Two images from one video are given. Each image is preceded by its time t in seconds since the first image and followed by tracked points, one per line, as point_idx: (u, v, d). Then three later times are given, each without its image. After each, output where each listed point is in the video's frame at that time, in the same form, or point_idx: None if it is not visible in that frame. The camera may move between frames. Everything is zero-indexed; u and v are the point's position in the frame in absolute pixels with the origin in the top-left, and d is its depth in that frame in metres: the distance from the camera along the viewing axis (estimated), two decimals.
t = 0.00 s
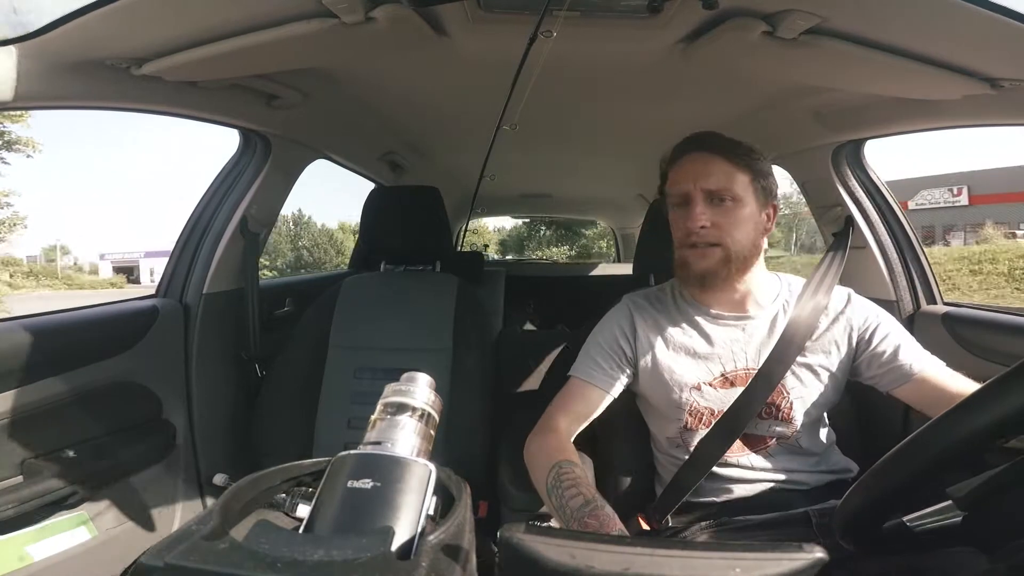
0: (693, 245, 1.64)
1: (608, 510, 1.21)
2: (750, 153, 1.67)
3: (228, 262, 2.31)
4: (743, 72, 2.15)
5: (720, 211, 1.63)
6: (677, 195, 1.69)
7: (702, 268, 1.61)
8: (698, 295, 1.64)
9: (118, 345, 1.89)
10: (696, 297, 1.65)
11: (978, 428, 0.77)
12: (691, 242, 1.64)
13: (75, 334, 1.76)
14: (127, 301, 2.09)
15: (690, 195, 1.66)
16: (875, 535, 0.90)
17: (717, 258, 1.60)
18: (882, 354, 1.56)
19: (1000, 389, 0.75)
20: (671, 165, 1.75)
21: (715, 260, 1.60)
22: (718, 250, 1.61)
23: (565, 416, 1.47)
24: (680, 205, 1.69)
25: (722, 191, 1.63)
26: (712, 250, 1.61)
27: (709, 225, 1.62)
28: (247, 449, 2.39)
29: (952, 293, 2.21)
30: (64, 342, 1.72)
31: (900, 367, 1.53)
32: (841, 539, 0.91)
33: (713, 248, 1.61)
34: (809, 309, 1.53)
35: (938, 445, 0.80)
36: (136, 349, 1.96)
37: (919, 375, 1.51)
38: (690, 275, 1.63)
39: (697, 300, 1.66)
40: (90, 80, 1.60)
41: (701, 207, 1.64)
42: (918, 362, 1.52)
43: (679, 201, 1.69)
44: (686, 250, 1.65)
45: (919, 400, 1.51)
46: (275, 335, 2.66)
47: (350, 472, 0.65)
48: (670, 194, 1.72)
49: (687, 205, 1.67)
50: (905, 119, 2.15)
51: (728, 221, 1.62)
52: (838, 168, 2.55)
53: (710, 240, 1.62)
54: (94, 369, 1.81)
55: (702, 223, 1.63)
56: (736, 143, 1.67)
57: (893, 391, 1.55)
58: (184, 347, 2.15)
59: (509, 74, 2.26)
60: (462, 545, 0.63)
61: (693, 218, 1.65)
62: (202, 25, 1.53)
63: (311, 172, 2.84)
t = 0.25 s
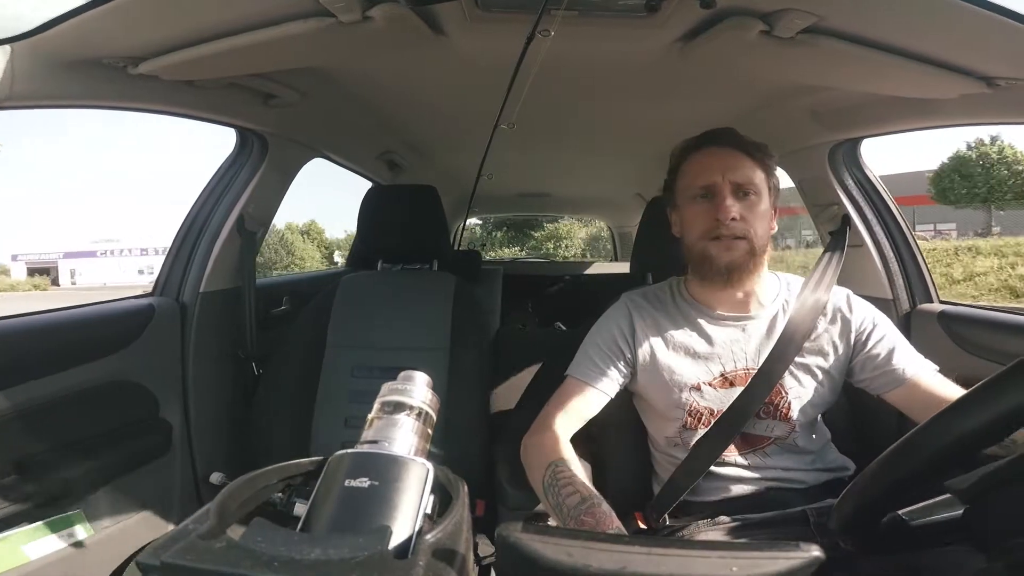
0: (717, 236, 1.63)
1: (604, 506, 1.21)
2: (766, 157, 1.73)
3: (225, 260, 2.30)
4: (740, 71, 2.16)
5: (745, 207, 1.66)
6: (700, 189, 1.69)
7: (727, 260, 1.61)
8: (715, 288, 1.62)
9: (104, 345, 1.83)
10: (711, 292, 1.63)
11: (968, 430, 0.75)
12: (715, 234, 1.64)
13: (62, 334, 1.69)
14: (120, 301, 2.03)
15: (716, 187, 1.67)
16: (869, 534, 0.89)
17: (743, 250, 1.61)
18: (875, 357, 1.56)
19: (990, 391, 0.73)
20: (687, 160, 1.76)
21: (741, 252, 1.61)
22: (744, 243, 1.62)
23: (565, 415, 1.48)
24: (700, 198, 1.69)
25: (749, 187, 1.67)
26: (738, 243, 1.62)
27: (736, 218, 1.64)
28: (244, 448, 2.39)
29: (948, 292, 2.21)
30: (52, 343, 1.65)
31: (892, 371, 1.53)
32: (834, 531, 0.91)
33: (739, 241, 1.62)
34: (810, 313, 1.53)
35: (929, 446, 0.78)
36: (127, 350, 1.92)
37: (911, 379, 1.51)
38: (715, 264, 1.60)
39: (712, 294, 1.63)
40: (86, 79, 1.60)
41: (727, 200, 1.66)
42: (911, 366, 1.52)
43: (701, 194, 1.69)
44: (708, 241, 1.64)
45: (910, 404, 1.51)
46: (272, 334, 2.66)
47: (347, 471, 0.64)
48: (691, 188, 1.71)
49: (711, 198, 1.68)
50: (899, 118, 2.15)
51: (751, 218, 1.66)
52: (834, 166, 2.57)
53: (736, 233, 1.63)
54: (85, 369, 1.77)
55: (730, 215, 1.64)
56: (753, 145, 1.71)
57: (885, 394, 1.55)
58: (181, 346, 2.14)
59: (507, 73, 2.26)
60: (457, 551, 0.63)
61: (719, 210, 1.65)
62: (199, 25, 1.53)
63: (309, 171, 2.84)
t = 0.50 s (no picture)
0: (730, 228, 1.63)
1: (597, 504, 1.21)
2: (778, 154, 1.73)
3: (220, 259, 2.29)
4: (736, 69, 2.16)
5: (759, 200, 1.65)
6: (716, 179, 1.69)
7: (738, 252, 1.60)
8: (723, 281, 1.61)
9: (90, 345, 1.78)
10: (718, 285, 1.62)
11: (967, 428, 0.76)
12: (728, 226, 1.63)
13: (50, 335, 1.66)
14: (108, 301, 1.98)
15: (733, 179, 1.67)
16: (864, 535, 0.88)
17: (754, 244, 1.61)
18: (874, 361, 1.56)
19: (989, 389, 0.75)
20: (702, 151, 1.75)
21: (752, 246, 1.61)
22: (756, 237, 1.62)
23: (561, 412, 1.48)
24: (715, 188, 1.68)
25: (763, 182, 1.67)
26: (750, 236, 1.61)
27: (751, 211, 1.63)
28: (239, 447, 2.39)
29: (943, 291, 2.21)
30: (43, 341, 1.63)
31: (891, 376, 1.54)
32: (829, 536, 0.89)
33: (752, 235, 1.62)
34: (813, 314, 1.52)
35: (925, 446, 0.78)
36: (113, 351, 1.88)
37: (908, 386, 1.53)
38: (726, 256, 1.59)
39: (721, 287, 1.62)
40: (81, 78, 1.60)
41: (743, 192, 1.65)
42: (909, 372, 1.54)
43: (717, 184, 1.68)
44: (720, 232, 1.63)
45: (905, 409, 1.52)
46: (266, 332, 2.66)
47: (341, 469, 0.64)
48: (707, 178, 1.70)
49: (726, 189, 1.67)
50: (898, 117, 2.18)
51: (765, 211, 1.65)
52: (828, 164, 2.61)
53: (749, 225, 1.62)
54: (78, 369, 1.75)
55: (745, 207, 1.63)
56: (764, 142, 1.71)
57: (879, 399, 1.56)
58: (176, 345, 2.13)
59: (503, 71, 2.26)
60: (451, 555, 0.63)
61: (734, 202, 1.65)
62: (194, 23, 1.52)
63: (305, 169, 2.84)
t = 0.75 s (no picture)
0: (731, 230, 1.62)
1: (589, 506, 1.21)
2: (778, 155, 1.72)
3: (211, 261, 2.29)
4: (727, 71, 2.16)
5: (761, 202, 1.65)
6: (718, 181, 1.68)
7: (738, 255, 1.60)
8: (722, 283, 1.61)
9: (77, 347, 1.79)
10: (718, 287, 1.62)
11: (954, 431, 0.75)
12: (729, 227, 1.63)
13: (43, 336, 1.69)
14: (99, 301, 2.00)
15: (734, 180, 1.66)
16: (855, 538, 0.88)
17: (755, 246, 1.61)
18: (863, 368, 1.56)
19: (974, 390, 0.74)
20: (704, 151, 1.74)
21: (752, 248, 1.61)
22: (756, 239, 1.62)
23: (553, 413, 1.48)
24: (717, 190, 1.68)
25: (766, 184, 1.66)
26: (751, 238, 1.61)
27: (753, 213, 1.63)
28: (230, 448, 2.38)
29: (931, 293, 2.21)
30: (31, 343, 1.64)
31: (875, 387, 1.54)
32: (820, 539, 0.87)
33: (752, 237, 1.61)
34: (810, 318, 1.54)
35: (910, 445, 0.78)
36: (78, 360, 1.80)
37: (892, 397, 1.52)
38: (727, 257, 1.59)
39: (720, 289, 1.61)
40: (70, 78, 1.59)
41: (745, 194, 1.65)
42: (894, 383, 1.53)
43: (718, 186, 1.68)
44: (721, 234, 1.63)
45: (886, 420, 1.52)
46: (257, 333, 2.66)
47: (319, 471, 0.64)
48: (709, 179, 1.70)
49: (728, 191, 1.66)
50: (891, 118, 2.18)
51: (767, 214, 1.65)
52: (819, 166, 2.63)
53: (750, 228, 1.62)
54: (72, 369, 1.78)
55: (747, 209, 1.63)
56: (765, 142, 1.70)
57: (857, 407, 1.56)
58: (166, 346, 2.13)
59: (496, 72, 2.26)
60: (442, 559, 0.62)
61: (736, 204, 1.64)
62: (184, 24, 1.52)
63: (297, 171, 2.84)
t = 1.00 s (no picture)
0: (726, 233, 1.63)
1: (578, 504, 1.21)
2: (764, 155, 1.73)
3: (198, 261, 2.28)
4: (716, 71, 2.16)
5: (754, 206, 1.66)
6: (712, 182, 1.68)
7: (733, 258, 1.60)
8: (717, 286, 1.61)
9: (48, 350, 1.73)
10: (711, 290, 1.61)
11: (935, 432, 0.73)
12: (725, 230, 1.63)
13: (27, 336, 1.67)
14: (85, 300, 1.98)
15: (730, 183, 1.66)
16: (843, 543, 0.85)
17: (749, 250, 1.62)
18: (840, 354, 1.55)
19: (959, 392, 0.71)
20: (695, 152, 1.74)
21: (746, 251, 1.62)
22: (751, 243, 1.63)
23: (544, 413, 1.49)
24: (711, 191, 1.67)
25: (758, 187, 1.68)
26: (746, 243, 1.62)
27: (747, 217, 1.64)
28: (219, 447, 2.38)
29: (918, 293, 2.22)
30: (19, 343, 1.63)
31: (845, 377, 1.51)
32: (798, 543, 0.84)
33: (747, 241, 1.63)
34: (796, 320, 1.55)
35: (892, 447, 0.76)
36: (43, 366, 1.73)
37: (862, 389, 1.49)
38: (724, 260, 1.59)
39: (716, 292, 1.61)
40: (56, 78, 1.59)
41: (739, 197, 1.65)
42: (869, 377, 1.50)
43: (713, 187, 1.67)
44: (717, 237, 1.63)
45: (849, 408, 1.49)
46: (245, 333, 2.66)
47: (309, 471, 0.64)
48: (703, 181, 1.69)
49: (723, 193, 1.66)
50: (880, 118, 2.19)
51: (759, 217, 1.66)
52: (806, 164, 2.60)
53: (745, 231, 1.63)
54: (56, 370, 1.76)
55: (742, 213, 1.64)
56: (752, 144, 1.72)
57: (826, 399, 1.54)
58: (153, 346, 2.13)
59: (487, 71, 2.27)
60: (430, 562, 0.62)
61: (731, 207, 1.65)
62: (172, 24, 1.52)
63: (288, 172, 2.84)
